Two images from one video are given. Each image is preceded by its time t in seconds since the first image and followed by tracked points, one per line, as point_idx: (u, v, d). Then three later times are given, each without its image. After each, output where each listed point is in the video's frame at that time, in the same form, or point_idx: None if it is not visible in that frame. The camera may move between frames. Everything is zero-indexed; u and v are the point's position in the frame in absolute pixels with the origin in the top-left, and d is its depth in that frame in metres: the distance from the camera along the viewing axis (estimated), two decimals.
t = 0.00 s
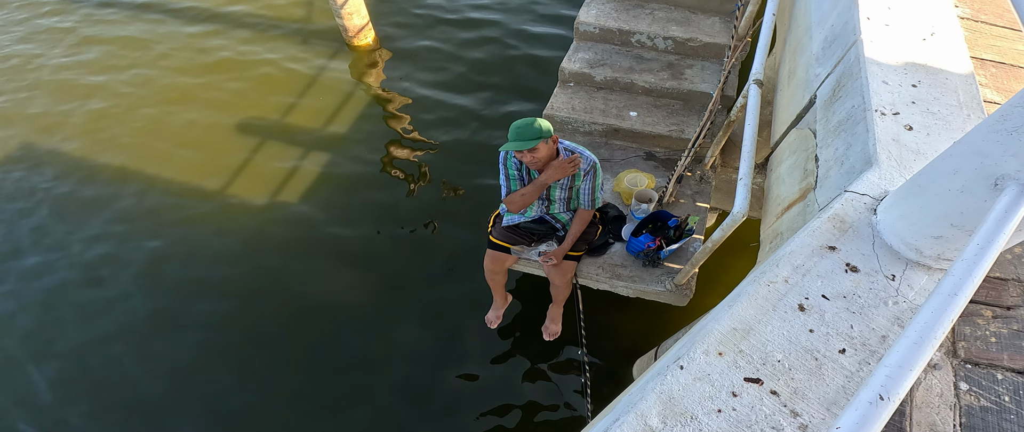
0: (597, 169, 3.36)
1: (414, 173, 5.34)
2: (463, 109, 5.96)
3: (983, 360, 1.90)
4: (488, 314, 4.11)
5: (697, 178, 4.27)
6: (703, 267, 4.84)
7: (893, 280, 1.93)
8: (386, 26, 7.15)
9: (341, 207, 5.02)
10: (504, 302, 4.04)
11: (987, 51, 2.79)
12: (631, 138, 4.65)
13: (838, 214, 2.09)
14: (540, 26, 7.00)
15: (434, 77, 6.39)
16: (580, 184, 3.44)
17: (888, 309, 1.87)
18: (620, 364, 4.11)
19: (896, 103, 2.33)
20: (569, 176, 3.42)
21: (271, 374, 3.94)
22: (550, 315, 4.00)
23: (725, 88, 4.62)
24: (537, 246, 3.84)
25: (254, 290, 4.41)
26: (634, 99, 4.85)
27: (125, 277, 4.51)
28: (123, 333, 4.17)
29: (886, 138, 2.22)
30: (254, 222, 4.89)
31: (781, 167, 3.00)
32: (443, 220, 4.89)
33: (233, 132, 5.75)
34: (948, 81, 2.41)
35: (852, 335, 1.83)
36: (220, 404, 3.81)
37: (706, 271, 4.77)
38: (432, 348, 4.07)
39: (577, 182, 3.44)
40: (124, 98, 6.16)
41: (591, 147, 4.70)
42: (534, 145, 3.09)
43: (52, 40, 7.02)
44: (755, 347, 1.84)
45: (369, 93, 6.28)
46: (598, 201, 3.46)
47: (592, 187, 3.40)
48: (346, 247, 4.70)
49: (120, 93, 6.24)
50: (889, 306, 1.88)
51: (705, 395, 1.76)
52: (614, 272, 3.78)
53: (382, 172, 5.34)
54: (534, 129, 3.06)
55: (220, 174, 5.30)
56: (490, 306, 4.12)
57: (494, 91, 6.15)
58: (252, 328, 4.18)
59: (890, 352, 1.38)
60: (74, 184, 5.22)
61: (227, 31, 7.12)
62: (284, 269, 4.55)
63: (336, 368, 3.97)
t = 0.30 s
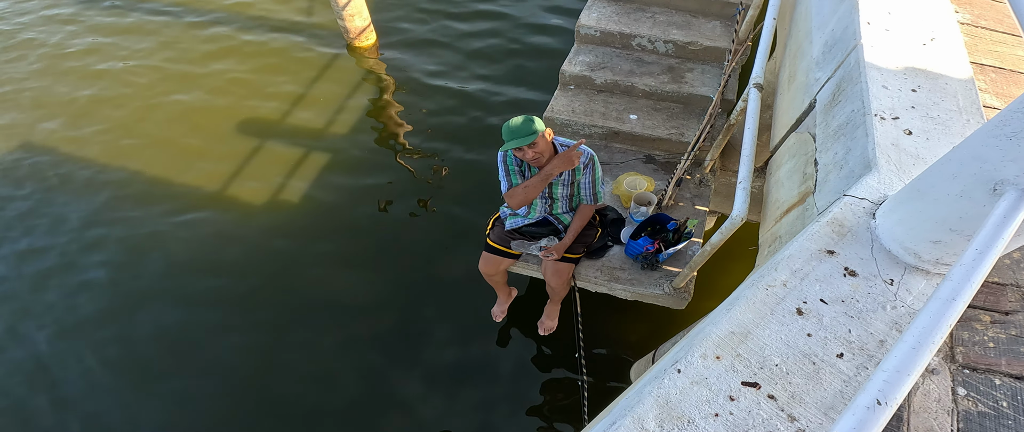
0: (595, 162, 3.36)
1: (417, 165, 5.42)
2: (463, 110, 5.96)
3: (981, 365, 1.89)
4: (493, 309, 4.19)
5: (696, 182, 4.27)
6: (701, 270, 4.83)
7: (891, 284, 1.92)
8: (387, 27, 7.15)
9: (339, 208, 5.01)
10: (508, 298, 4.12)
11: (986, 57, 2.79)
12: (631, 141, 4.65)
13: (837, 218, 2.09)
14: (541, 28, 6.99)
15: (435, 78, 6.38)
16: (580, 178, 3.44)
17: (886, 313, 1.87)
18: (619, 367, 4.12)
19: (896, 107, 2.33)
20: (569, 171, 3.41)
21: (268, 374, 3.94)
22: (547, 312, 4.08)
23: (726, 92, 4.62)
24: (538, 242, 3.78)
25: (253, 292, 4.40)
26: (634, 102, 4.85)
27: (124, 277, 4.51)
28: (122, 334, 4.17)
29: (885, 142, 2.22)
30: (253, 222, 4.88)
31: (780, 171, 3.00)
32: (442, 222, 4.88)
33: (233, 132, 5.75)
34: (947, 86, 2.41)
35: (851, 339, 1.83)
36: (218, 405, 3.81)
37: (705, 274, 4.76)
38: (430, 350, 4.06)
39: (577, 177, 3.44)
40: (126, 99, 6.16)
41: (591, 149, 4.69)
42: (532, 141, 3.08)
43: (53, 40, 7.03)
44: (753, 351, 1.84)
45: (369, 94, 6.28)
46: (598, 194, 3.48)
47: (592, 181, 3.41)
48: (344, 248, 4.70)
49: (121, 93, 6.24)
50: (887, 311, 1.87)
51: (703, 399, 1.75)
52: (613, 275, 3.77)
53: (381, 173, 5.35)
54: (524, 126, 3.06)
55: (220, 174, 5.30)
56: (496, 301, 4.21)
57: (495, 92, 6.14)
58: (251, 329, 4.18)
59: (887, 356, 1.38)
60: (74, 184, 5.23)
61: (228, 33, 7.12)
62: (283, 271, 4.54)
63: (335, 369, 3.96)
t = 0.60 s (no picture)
0: (593, 158, 3.42)
1: (420, 156, 5.53)
2: (463, 112, 5.96)
3: (978, 371, 1.89)
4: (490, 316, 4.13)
5: (695, 185, 4.27)
6: (700, 274, 4.83)
7: (889, 290, 1.92)
8: (388, 29, 7.16)
9: (338, 209, 5.01)
10: (506, 304, 4.07)
11: (985, 63, 2.79)
12: (630, 144, 4.65)
13: (835, 223, 2.09)
14: (542, 30, 6.99)
15: (435, 80, 6.38)
16: (581, 175, 3.45)
17: (883, 319, 1.87)
18: (616, 369, 4.11)
19: (894, 113, 2.33)
20: (569, 167, 3.42)
21: (266, 374, 3.94)
22: (544, 323, 3.98)
23: (725, 96, 4.63)
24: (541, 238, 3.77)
25: (252, 293, 4.40)
26: (634, 106, 4.85)
27: (122, 277, 4.51)
28: (120, 333, 4.17)
29: (884, 148, 2.22)
30: (252, 223, 4.89)
31: (779, 175, 3.00)
32: (441, 223, 4.88)
33: (233, 133, 5.75)
34: (946, 92, 2.42)
35: (848, 345, 1.83)
36: (216, 405, 3.80)
37: (703, 278, 4.77)
38: (428, 352, 4.06)
39: (577, 175, 3.45)
40: (127, 99, 6.17)
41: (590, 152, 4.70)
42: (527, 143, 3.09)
43: (55, 40, 7.04)
44: (750, 356, 1.84)
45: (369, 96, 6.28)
46: (599, 192, 3.54)
47: (592, 178, 3.45)
48: (342, 249, 4.70)
49: (122, 93, 6.25)
50: (885, 316, 1.88)
51: (700, 404, 1.76)
52: (611, 278, 3.77)
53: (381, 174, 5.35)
54: (518, 129, 3.08)
55: (220, 175, 5.30)
56: (493, 307, 4.15)
57: (495, 94, 6.14)
58: (249, 330, 4.18)
59: (884, 362, 1.38)
60: (73, 184, 5.23)
61: (229, 34, 7.13)
62: (282, 272, 4.54)
63: (332, 369, 3.96)
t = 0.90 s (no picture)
0: (593, 158, 3.42)
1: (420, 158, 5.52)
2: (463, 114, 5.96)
3: (975, 376, 1.89)
4: (487, 316, 4.13)
5: (695, 189, 4.27)
6: (698, 277, 4.84)
7: (887, 295, 1.92)
8: (389, 31, 7.16)
9: (337, 211, 5.01)
10: (503, 305, 4.06)
11: (984, 69, 2.80)
12: (630, 147, 4.65)
13: (834, 228, 2.09)
14: (543, 33, 7.00)
15: (435, 82, 6.39)
16: (580, 175, 3.46)
17: (881, 323, 1.87)
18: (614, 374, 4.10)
19: (893, 118, 2.34)
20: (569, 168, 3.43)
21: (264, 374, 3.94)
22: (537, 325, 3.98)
23: (725, 100, 4.63)
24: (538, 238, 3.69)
25: (250, 294, 4.40)
26: (633, 109, 4.86)
27: (122, 276, 4.51)
28: (119, 333, 4.18)
29: (883, 153, 2.22)
30: (252, 224, 4.89)
31: (777, 180, 3.01)
32: (440, 225, 4.87)
33: (233, 134, 5.76)
34: (945, 98, 2.42)
35: (846, 349, 1.83)
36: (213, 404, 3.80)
37: (701, 282, 4.77)
38: (426, 353, 4.07)
39: (577, 175, 3.46)
40: (126, 98, 6.17)
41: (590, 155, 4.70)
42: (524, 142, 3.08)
43: (57, 40, 7.04)
44: (748, 361, 1.84)
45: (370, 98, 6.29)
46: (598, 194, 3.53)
47: (592, 178, 3.45)
48: (342, 251, 4.70)
49: (122, 93, 6.25)
50: (883, 321, 1.88)
51: (698, 408, 1.76)
52: (609, 281, 3.77)
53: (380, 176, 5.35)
54: (517, 127, 3.09)
55: (219, 175, 5.30)
56: (489, 308, 4.15)
57: (495, 96, 6.14)
58: (247, 330, 4.18)
59: (882, 367, 1.38)
60: (73, 183, 5.24)
61: (231, 34, 7.14)
62: (280, 273, 4.54)
63: (330, 370, 3.97)
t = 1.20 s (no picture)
0: (593, 159, 3.44)
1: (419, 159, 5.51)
2: (462, 115, 5.95)
3: (971, 380, 1.89)
4: (485, 318, 4.14)
5: (693, 192, 4.28)
6: (695, 280, 4.83)
7: (883, 299, 1.92)
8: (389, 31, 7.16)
9: (336, 209, 5.00)
10: (501, 307, 4.08)
11: (982, 73, 2.80)
12: (629, 150, 4.66)
13: (831, 231, 2.09)
14: (543, 34, 7.00)
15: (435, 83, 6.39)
16: (580, 176, 3.47)
17: (878, 327, 1.87)
18: (610, 377, 4.09)
19: (891, 123, 2.34)
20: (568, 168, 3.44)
21: (262, 371, 3.92)
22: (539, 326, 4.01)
23: (724, 103, 4.63)
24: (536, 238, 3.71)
25: (247, 291, 4.38)
26: (633, 112, 4.86)
27: (118, 273, 4.49)
28: (114, 329, 4.15)
29: (881, 157, 2.22)
30: (250, 221, 4.88)
31: (776, 183, 3.01)
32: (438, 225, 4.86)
33: (233, 132, 5.75)
34: (943, 102, 2.42)
35: (842, 353, 1.83)
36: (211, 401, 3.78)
37: (699, 284, 4.77)
38: (423, 350, 4.05)
39: (577, 175, 3.47)
40: (125, 95, 6.16)
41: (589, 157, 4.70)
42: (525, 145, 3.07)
43: (56, 36, 7.02)
44: (745, 364, 1.84)
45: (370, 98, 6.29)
46: (598, 193, 3.54)
47: (591, 178, 3.46)
48: (340, 248, 4.68)
49: (121, 90, 6.24)
50: (879, 325, 1.88)
51: (694, 411, 1.76)
52: (607, 284, 3.77)
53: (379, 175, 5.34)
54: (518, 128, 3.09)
55: (218, 173, 5.29)
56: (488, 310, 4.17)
57: (494, 97, 6.14)
58: (245, 327, 4.16)
59: (878, 371, 1.38)
60: (71, 179, 5.22)
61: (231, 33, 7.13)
62: (278, 270, 4.53)
63: (327, 367, 3.95)
